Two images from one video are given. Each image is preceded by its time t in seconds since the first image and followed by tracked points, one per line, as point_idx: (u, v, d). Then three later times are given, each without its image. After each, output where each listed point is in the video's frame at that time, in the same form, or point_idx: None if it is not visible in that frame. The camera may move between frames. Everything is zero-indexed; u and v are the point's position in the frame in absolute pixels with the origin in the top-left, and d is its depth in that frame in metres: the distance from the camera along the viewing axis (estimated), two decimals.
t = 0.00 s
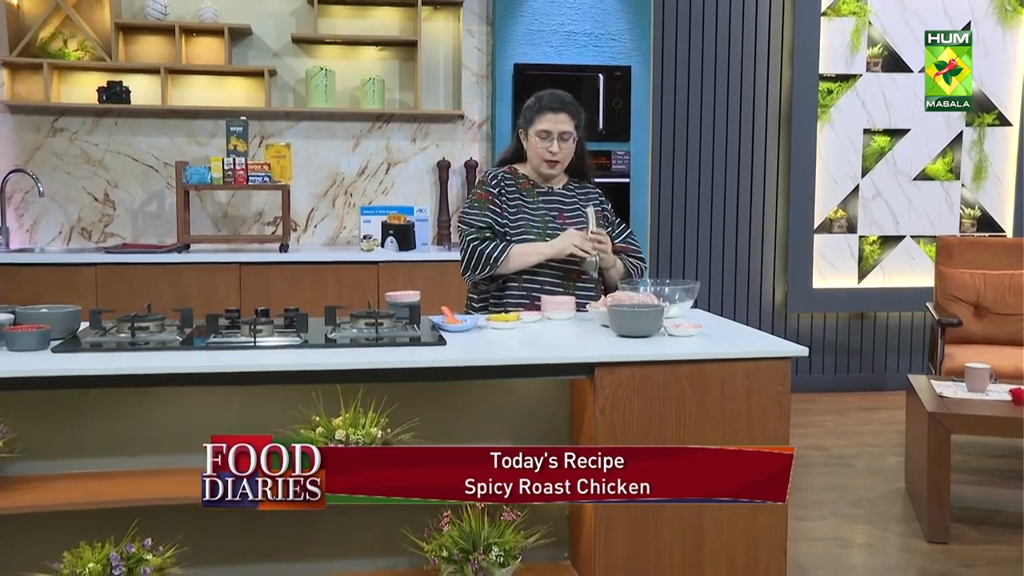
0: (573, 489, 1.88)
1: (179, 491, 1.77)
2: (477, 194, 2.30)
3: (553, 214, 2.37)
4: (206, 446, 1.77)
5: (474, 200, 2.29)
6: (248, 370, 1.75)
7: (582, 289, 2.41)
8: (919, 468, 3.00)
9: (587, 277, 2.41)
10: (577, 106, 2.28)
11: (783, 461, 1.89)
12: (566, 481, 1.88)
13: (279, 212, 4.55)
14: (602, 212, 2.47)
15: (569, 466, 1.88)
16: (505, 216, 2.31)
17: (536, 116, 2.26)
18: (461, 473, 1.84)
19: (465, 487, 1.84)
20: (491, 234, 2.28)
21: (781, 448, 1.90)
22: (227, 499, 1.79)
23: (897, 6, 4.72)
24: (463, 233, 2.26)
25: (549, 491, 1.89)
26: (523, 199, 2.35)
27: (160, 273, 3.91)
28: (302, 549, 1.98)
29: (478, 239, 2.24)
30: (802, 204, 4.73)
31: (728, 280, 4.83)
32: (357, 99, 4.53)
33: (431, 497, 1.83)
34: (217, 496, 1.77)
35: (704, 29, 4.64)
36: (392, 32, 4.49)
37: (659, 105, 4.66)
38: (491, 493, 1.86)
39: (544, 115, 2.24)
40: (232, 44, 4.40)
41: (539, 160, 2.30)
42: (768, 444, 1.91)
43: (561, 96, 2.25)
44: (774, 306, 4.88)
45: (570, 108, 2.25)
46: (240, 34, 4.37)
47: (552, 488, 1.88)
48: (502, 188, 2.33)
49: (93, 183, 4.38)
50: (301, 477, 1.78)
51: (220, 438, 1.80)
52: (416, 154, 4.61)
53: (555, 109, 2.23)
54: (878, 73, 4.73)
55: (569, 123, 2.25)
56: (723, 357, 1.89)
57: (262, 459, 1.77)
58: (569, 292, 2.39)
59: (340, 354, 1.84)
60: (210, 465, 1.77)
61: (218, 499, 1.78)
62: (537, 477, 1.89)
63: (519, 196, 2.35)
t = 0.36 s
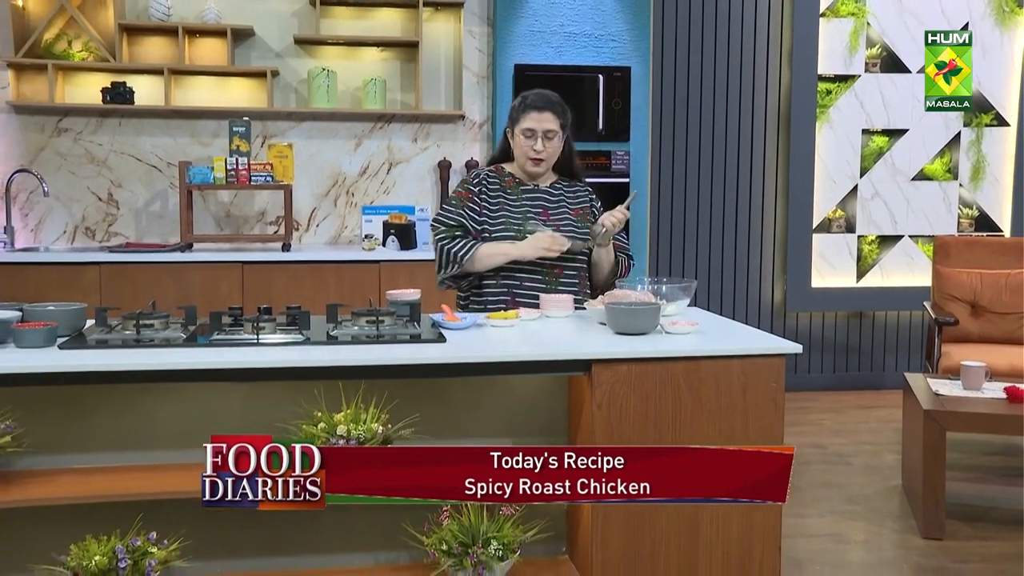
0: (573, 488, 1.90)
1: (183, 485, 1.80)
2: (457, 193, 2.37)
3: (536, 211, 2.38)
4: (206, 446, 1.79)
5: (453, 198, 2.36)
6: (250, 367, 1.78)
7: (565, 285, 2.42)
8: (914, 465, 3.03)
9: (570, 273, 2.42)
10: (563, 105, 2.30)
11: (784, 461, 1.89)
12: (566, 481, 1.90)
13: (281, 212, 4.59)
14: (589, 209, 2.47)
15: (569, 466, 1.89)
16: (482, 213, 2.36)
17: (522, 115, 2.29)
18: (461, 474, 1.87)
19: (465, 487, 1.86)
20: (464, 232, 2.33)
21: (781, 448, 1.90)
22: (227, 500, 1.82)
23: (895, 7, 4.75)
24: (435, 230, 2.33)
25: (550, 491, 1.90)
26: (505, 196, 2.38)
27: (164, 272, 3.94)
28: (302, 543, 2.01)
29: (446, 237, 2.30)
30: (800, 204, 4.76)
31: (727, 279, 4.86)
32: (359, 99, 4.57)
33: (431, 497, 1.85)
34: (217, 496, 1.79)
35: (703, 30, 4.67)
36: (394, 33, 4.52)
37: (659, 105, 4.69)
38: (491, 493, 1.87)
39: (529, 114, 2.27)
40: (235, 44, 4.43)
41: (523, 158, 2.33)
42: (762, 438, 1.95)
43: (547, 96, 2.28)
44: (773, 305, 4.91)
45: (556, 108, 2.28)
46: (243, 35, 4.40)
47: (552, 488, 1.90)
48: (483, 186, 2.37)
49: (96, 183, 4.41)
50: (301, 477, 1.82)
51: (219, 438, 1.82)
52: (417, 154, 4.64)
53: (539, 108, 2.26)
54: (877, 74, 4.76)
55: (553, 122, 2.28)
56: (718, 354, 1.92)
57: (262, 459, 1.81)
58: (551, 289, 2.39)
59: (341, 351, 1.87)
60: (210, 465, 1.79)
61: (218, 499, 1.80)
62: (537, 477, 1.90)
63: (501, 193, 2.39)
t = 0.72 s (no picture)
0: (573, 488, 1.91)
1: (185, 481, 1.83)
2: (449, 195, 2.38)
3: (526, 213, 2.42)
4: (207, 446, 1.83)
5: (446, 201, 2.37)
6: (250, 365, 1.80)
7: (559, 285, 2.45)
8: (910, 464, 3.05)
9: (563, 273, 2.45)
10: (551, 107, 2.35)
11: (783, 462, 1.89)
12: (566, 481, 1.91)
13: (282, 212, 4.62)
14: (575, 207, 2.50)
15: (569, 466, 1.90)
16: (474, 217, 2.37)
17: (512, 115, 2.32)
18: (462, 474, 1.89)
19: (465, 487, 1.88)
20: (461, 235, 2.34)
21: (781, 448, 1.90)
22: (227, 500, 1.84)
23: (892, 9, 4.78)
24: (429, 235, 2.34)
25: (549, 491, 1.92)
26: (495, 199, 2.41)
27: (165, 272, 3.97)
28: (301, 539, 2.04)
29: (440, 243, 2.31)
30: (798, 204, 4.79)
31: (724, 279, 4.89)
32: (359, 100, 4.59)
33: (431, 497, 1.87)
34: (217, 496, 1.82)
35: (700, 31, 4.70)
36: (393, 35, 4.55)
37: (657, 107, 4.71)
38: (491, 493, 1.89)
39: (520, 114, 2.31)
40: (235, 46, 4.46)
41: (513, 159, 2.36)
42: (756, 434, 1.97)
43: (536, 97, 2.33)
44: (770, 305, 4.94)
45: (545, 109, 2.33)
46: (244, 37, 4.43)
47: (552, 488, 1.91)
48: (473, 189, 2.39)
49: (98, 183, 4.44)
50: (301, 477, 1.85)
51: (219, 438, 1.85)
52: (417, 154, 4.67)
53: (530, 109, 2.30)
54: (873, 75, 4.79)
55: (543, 123, 2.33)
56: (713, 352, 1.95)
57: (262, 459, 1.83)
58: (546, 289, 2.42)
59: (341, 349, 1.89)
60: (210, 465, 1.82)
61: (218, 498, 1.83)
62: (537, 477, 1.92)
63: (492, 196, 2.41)
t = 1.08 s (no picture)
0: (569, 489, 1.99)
1: (186, 479, 1.84)
2: (446, 199, 2.40)
3: (525, 214, 2.43)
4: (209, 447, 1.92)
5: (443, 205, 2.39)
6: (250, 364, 1.82)
7: (559, 285, 2.47)
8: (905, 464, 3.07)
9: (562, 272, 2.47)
10: (550, 110, 2.38)
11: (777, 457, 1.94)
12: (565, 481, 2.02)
13: (281, 213, 4.63)
14: (572, 207, 2.52)
15: (569, 465, 1.99)
16: (472, 219, 2.39)
17: (514, 118, 2.34)
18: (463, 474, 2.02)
19: (466, 487, 2.01)
20: (456, 238, 2.37)
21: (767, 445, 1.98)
22: (227, 499, 1.89)
23: (889, 11, 4.80)
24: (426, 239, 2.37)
25: (549, 491, 2.03)
26: (494, 201, 2.42)
27: (165, 272, 3.99)
28: (300, 536, 2.06)
29: (436, 247, 2.35)
30: (795, 205, 4.80)
31: (722, 279, 4.91)
32: (358, 101, 4.61)
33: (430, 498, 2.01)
34: (217, 496, 1.87)
35: (697, 33, 4.72)
36: (392, 36, 4.57)
37: (654, 108, 4.73)
38: (491, 492, 2.02)
39: (523, 117, 2.33)
40: (235, 47, 4.48)
41: (514, 161, 2.37)
42: (750, 432, 2.00)
43: (536, 101, 2.35)
44: (767, 306, 4.97)
45: (546, 112, 2.35)
46: (243, 38, 4.45)
47: (551, 488, 2.03)
48: (471, 191, 2.41)
49: (98, 184, 4.46)
50: (301, 477, 1.90)
51: (219, 439, 1.96)
52: (416, 155, 4.69)
53: (532, 112, 2.32)
54: (870, 77, 4.81)
55: (544, 126, 2.35)
56: (709, 351, 1.96)
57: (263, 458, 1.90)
58: (546, 289, 2.44)
59: (340, 348, 1.91)
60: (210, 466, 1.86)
61: (218, 498, 1.88)
62: (537, 478, 2.05)
63: (490, 198, 2.42)
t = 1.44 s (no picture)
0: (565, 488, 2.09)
1: (186, 478, 1.85)
2: (455, 197, 2.38)
3: (531, 214, 2.44)
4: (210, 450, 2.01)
5: (453, 202, 2.37)
6: (250, 364, 1.83)
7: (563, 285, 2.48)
8: (903, 463, 3.08)
9: (567, 272, 2.48)
10: (560, 112, 2.40)
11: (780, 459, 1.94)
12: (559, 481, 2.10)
13: (281, 213, 4.64)
14: (577, 208, 2.54)
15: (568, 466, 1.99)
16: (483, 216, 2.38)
17: (528, 120, 2.34)
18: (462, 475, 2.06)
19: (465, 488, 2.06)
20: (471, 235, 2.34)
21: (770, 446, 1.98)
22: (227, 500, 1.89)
23: (887, 12, 4.81)
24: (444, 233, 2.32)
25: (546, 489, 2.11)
26: (500, 200, 2.43)
27: (165, 272, 3.99)
28: (299, 535, 2.06)
29: (460, 238, 2.30)
30: (794, 205, 4.81)
31: (721, 279, 4.92)
32: (357, 102, 4.62)
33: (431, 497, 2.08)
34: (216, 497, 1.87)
35: (697, 34, 4.73)
36: (392, 37, 4.58)
37: (653, 108, 4.74)
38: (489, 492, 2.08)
39: (537, 119, 2.33)
40: (234, 48, 4.49)
41: (527, 163, 2.38)
42: (747, 431, 2.01)
43: (547, 103, 2.37)
44: (766, 306, 4.98)
45: (557, 114, 2.37)
46: (243, 40, 4.46)
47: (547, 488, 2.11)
48: (478, 190, 2.41)
49: (98, 185, 4.47)
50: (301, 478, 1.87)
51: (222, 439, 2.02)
52: (415, 156, 4.70)
53: (546, 114, 2.34)
54: (868, 78, 4.82)
55: (555, 127, 2.37)
56: (707, 351, 1.97)
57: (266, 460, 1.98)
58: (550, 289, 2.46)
59: (340, 348, 1.92)
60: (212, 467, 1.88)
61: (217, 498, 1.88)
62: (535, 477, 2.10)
63: (496, 197, 2.43)
